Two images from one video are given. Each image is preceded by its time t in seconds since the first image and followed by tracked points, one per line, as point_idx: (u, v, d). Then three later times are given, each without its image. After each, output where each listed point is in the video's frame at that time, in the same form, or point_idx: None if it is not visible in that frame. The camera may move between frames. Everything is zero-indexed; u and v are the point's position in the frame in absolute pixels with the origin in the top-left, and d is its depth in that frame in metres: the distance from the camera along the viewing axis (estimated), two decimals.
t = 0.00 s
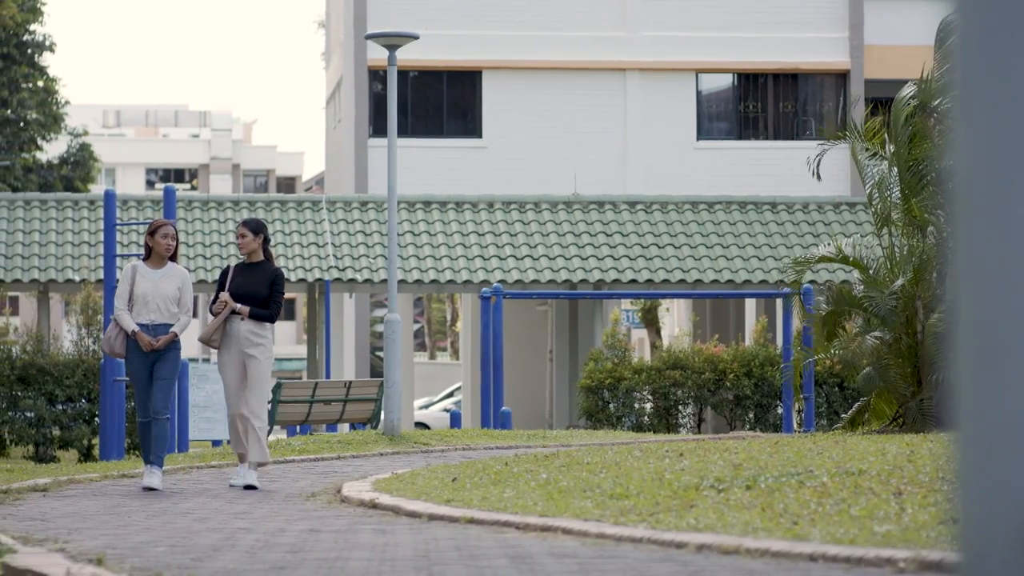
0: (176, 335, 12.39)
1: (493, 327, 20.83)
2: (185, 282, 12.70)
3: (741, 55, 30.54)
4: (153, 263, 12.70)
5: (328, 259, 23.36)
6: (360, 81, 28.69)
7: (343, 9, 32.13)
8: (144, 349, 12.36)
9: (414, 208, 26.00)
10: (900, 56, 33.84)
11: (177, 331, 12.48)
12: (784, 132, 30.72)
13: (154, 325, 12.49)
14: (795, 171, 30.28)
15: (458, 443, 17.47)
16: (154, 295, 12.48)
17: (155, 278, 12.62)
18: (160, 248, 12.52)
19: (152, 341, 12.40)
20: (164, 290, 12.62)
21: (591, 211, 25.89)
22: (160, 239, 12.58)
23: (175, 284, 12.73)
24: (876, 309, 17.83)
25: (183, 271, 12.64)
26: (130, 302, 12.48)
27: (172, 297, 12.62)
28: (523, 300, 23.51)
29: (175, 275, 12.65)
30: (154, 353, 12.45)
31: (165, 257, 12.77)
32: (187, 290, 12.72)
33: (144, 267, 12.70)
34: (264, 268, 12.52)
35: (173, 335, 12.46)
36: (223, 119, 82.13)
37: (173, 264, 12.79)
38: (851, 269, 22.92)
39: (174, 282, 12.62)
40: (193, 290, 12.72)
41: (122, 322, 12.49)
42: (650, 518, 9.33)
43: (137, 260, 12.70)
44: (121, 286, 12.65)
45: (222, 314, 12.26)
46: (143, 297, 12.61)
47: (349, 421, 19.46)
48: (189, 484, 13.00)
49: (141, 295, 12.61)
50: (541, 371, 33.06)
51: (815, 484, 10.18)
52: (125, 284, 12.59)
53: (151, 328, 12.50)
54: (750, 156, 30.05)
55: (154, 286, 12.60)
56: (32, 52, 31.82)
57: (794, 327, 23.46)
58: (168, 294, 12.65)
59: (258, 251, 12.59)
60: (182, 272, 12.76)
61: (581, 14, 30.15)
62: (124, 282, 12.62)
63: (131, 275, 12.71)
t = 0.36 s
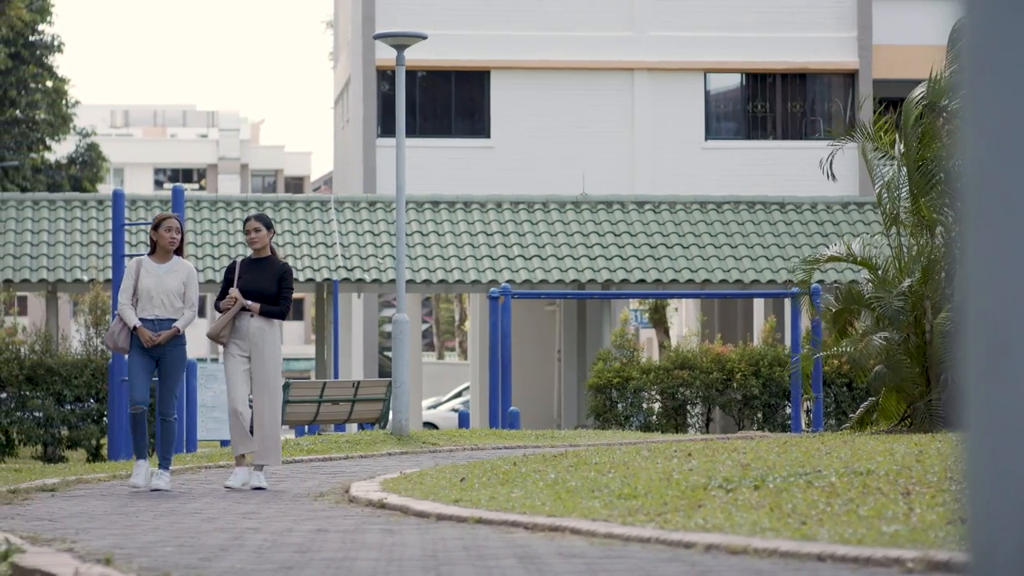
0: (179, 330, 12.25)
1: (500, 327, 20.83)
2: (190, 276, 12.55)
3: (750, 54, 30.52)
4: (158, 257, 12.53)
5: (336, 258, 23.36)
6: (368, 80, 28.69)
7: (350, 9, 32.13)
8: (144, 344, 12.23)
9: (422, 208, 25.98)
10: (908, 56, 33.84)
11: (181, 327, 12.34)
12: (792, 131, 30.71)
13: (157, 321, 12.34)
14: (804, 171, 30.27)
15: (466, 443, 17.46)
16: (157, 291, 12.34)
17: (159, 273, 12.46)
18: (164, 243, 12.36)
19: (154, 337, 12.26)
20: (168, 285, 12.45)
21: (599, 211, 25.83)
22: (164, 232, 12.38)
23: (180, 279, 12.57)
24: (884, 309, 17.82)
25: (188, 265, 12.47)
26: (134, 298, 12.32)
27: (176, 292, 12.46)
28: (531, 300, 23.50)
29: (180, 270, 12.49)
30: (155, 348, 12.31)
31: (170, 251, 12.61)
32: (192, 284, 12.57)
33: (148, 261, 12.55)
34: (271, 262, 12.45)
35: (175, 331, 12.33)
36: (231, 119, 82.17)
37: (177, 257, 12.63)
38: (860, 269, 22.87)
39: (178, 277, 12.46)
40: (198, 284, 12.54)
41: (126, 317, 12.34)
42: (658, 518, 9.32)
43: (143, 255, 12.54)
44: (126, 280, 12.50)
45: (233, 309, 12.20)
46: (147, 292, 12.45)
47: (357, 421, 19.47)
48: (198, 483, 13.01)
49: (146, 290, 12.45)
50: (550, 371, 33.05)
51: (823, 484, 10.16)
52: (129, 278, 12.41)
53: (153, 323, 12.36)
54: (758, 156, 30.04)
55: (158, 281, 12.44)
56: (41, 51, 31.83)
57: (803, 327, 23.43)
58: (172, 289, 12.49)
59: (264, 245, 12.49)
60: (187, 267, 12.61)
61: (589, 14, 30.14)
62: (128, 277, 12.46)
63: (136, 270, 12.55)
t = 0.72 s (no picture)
0: (174, 332, 12.17)
1: (505, 327, 20.81)
2: (183, 277, 12.49)
3: (755, 55, 30.52)
4: (150, 259, 12.44)
5: (341, 259, 23.36)
6: (372, 80, 28.68)
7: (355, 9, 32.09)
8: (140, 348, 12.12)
9: (427, 208, 26.02)
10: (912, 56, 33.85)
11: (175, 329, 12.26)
12: (797, 131, 30.73)
13: (152, 324, 12.25)
14: (810, 171, 30.24)
15: (471, 443, 17.44)
16: (152, 292, 12.26)
17: (153, 274, 12.38)
18: (159, 243, 12.28)
19: (150, 340, 12.16)
20: (163, 287, 12.39)
21: (603, 210, 25.77)
22: (158, 233, 12.33)
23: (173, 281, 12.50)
24: (889, 309, 17.81)
25: (181, 266, 12.41)
26: (128, 300, 12.23)
27: (170, 294, 12.40)
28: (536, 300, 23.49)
29: (174, 271, 12.43)
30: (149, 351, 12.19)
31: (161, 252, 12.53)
32: (185, 286, 12.52)
33: (140, 263, 12.45)
34: (267, 264, 12.41)
35: (171, 333, 12.24)
36: (236, 119, 82.25)
37: (169, 259, 12.56)
38: (866, 269, 22.85)
39: (172, 278, 12.40)
40: (191, 287, 12.52)
41: (120, 320, 12.21)
42: (662, 518, 9.32)
43: (134, 257, 12.45)
44: (118, 282, 12.39)
45: (230, 310, 12.08)
46: (141, 295, 12.36)
47: (362, 421, 19.46)
48: (202, 484, 13.00)
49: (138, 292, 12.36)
50: (554, 371, 33.03)
51: (828, 484, 10.16)
52: (123, 280, 12.31)
53: (149, 326, 12.27)
54: (763, 156, 30.02)
55: (152, 283, 12.36)
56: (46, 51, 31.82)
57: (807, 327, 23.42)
58: (166, 291, 12.42)
59: (260, 247, 12.43)
60: (179, 268, 12.54)
61: (594, 14, 30.15)
62: (122, 278, 12.35)
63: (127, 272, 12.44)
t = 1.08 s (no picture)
0: (171, 330, 12.06)
1: (512, 327, 20.79)
2: (180, 273, 12.34)
3: (761, 55, 30.50)
4: (147, 254, 12.30)
5: (347, 259, 23.35)
6: (378, 80, 28.68)
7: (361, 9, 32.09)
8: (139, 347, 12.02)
9: (433, 208, 26.01)
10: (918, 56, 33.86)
11: (172, 326, 12.13)
12: (803, 131, 30.72)
13: (149, 321, 12.12)
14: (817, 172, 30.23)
15: (478, 443, 17.45)
16: (147, 288, 12.13)
17: (150, 270, 12.24)
18: (154, 239, 12.15)
19: (148, 338, 12.05)
20: (159, 283, 12.24)
21: (610, 210, 25.74)
22: (153, 229, 12.19)
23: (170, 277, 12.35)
24: (897, 308, 17.79)
25: (177, 262, 12.26)
26: (124, 296, 12.10)
27: (166, 289, 12.25)
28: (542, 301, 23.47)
29: (170, 267, 12.28)
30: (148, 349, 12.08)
31: (158, 247, 12.39)
32: (182, 282, 12.37)
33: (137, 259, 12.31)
34: (267, 262, 12.41)
35: (168, 330, 12.12)
36: (242, 119, 82.28)
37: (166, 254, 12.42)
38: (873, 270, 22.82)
39: (168, 274, 12.25)
40: (188, 282, 12.36)
41: (117, 316, 12.08)
42: (668, 518, 9.31)
43: (131, 253, 12.31)
44: (114, 278, 12.26)
45: (233, 308, 12.06)
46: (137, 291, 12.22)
47: (369, 421, 19.47)
48: (209, 484, 13.00)
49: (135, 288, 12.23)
50: (561, 372, 33.03)
51: (835, 484, 10.15)
52: (118, 276, 12.18)
53: (146, 323, 12.14)
54: (769, 156, 30.01)
55: (148, 279, 12.22)
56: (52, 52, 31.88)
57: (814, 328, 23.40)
58: (162, 287, 12.27)
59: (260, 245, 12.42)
60: (176, 264, 12.38)
61: (601, 15, 30.13)
62: (118, 274, 12.21)
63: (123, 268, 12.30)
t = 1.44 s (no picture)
0: (169, 333, 12.02)
1: (516, 327, 20.79)
2: (179, 276, 12.28)
3: (765, 55, 30.49)
4: (146, 257, 12.29)
5: (351, 259, 23.35)
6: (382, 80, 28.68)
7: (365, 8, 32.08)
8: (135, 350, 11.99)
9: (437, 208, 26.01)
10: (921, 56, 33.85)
11: (170, 329, 12.08)
12: (807, 131, 30.72)
13: (145, 323, 12.08)
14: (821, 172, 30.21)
15: (482, 444, 17.46)
16: (144, 291, 12.11)
17: (147, 273, 12.22)
18: (151, 241, 12.15)
19: (144, 341, 12.00)
20: (156, 286, 12.21)
21: (613, 211, 25.74)
22: (150, 231, 12.18)
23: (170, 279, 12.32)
24: (903, 309, 17.79)
25: (175, 264, 12.22)
26: (120, 299, 12.10)
27: (164, 292, 12.22)
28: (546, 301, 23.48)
29: (168, 269, 12.25)
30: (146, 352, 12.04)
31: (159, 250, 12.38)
32: (182, 284, 12.31)
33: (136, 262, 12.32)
34: (278, 262, 12.38)
35: (165, 333, 12.07)
36: (246, 118, 82.32)
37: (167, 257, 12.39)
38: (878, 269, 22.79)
39: (166, 277, 12.21)
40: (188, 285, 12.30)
41: (113, 319, 12.07)
42: (672, 518, 9.30)
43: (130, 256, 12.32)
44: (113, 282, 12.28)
45: (240, 307, 12.05)
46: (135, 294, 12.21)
47: (373, 421, 19.47)
48: (212, 485, 13.01)
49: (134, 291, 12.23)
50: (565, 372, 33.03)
51: (838, 484, 10.14)
52: (116, 278, 12.20)
53: (142, 326, 12.10)
54: (773, 157, 30.01)
55: (145, 282, 12.20)
56: (56, 52, 31.91)
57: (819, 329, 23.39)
58: (161, 290, 12.23)
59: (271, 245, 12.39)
60: (177, 267, 12.34)
61: (605, 15, 30.12)
62: (116, 277, 12.23)
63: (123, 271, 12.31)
